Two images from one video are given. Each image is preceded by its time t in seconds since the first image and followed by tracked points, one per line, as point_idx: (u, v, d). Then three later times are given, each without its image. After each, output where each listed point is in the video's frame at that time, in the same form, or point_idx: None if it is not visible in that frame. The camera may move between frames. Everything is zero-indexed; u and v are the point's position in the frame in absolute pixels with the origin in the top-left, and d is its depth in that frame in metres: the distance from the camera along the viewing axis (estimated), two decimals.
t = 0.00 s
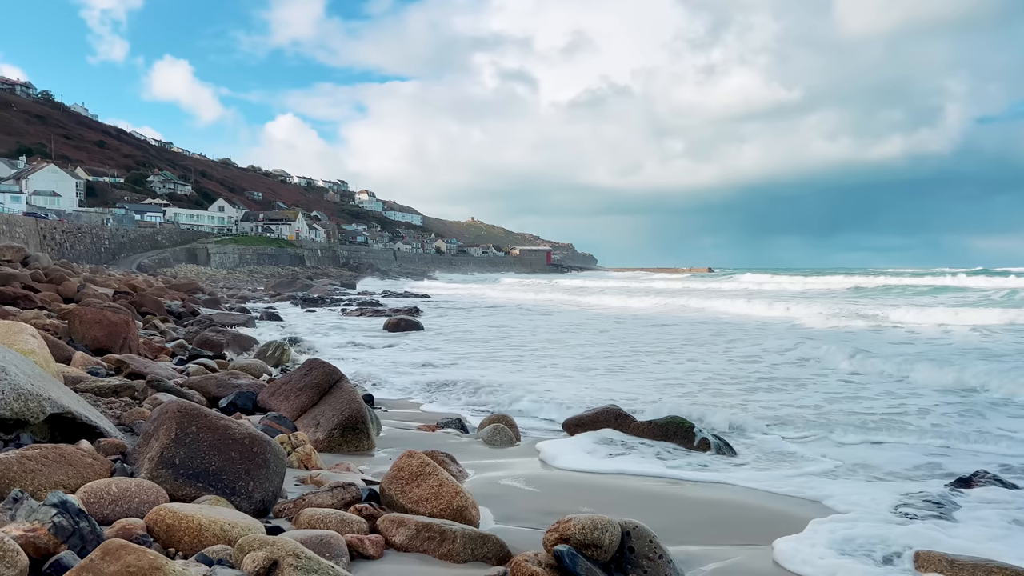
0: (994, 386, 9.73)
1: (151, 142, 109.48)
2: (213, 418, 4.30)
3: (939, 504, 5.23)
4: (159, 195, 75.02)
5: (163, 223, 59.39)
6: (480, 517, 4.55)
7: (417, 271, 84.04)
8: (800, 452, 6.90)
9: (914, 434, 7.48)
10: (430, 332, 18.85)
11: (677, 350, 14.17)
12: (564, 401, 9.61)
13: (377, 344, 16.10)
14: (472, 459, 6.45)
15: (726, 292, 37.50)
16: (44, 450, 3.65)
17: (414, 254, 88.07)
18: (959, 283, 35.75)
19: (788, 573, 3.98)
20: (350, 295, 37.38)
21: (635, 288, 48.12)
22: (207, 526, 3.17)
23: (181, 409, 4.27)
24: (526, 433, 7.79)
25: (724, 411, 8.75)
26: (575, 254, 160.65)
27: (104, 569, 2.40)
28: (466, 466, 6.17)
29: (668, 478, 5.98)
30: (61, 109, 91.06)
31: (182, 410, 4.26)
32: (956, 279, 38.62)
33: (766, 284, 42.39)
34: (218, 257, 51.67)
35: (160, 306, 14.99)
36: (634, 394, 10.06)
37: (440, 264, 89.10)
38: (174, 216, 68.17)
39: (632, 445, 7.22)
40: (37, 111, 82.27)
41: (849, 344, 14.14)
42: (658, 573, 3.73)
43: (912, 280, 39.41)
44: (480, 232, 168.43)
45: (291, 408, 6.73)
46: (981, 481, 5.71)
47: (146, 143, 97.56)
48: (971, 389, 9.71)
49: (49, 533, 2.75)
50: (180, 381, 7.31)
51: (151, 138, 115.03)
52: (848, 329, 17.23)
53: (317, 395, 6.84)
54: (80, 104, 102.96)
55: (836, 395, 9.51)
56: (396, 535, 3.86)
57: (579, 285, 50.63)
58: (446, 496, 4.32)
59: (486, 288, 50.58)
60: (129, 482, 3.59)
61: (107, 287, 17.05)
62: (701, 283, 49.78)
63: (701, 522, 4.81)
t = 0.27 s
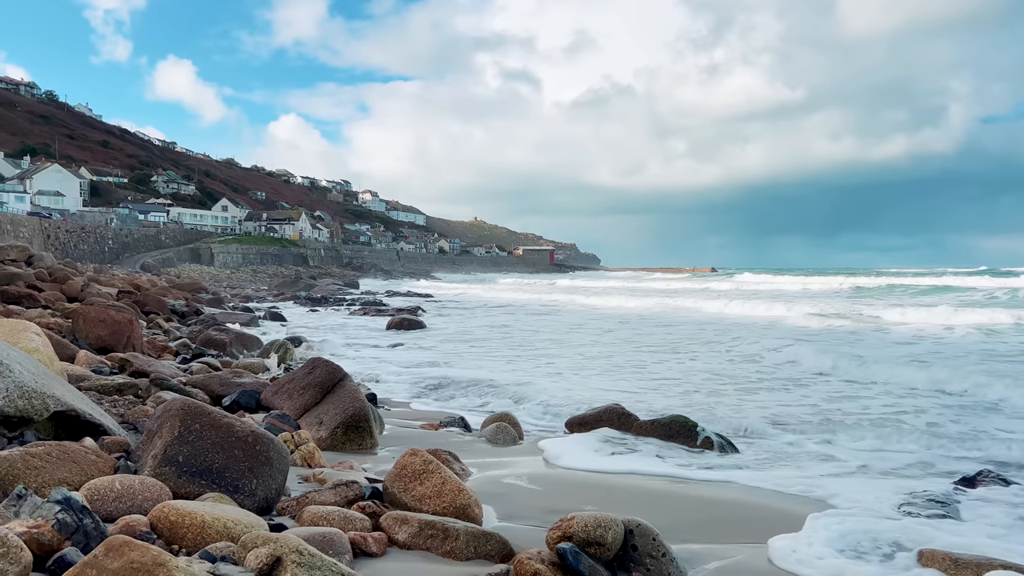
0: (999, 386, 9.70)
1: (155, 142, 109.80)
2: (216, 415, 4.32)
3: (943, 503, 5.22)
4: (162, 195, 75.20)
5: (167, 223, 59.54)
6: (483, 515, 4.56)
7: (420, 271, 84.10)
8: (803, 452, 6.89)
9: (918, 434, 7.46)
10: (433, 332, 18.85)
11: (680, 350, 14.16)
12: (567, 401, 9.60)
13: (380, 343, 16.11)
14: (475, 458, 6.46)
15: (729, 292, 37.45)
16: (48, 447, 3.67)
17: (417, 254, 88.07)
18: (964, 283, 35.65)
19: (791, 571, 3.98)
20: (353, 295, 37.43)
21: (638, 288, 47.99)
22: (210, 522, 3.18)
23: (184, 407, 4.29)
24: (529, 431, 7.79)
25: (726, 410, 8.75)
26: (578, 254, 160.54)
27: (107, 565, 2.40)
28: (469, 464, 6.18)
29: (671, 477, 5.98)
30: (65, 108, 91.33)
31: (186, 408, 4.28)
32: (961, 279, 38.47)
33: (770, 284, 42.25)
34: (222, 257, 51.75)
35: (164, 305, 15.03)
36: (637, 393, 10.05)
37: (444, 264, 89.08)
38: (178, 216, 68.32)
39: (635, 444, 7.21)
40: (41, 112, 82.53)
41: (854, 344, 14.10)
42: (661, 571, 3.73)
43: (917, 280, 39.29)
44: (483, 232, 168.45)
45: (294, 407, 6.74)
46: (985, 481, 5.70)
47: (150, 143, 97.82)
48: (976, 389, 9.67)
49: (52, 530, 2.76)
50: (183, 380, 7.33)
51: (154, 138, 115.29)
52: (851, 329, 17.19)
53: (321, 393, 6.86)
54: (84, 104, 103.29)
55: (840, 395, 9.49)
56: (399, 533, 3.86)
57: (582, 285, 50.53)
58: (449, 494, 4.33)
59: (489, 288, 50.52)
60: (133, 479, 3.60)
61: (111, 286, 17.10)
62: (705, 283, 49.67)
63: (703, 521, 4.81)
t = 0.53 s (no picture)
0: (1001, 386, 9.67)
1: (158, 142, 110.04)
2: (218, 414, 4.33)
3: (945, 502, 5.22)
4: (165, 195, 75.33)
5: (169, 223, 59.66)
6: (484, 513, 4.56)
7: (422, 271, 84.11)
8: (805, 451, 6.89)
9: (921, 433, 7.45)
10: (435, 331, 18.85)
11: (682, 349, 14.14)
12: (569, 400, 9.59)
13: (382, 342, 16.12)
14: (477, 456, 6.46)
15: (731, 292, 37.40)
16: (50, 445, 3.68)
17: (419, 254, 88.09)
18: (967, 283, 35.53)
19: (792, 569, 3.98)
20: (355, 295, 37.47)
21: (640, 287, 47.90)
22: (212, 520, 3.18)
23: (187, 405, 4.30)
24: (531, 431, 7.79)
25: (728, 410, 8.73)
26: (580, 254, 160.47)
27: (110, 562, 2.40)
28: (471, 463, 6.18)
29: (673, 476, 5.97)
30: (68, 109, 91.58)
31: (188, 406, 4.29)
32: (965, 279, 38.38)
33: (773, 284, 42.17)
34: (224, 256, 51.82)
35: (166, 305, 15.06)
36: (640, 393, 10.04)
37: (446, 264, 89.05)
38: (180, 216, 68.44)
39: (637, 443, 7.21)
40: (44, 112, 82.73)
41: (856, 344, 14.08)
42: (663, 569, 3.72)
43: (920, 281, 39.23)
44: (485, 232, 168.47)
45: (296, 405, 6.75)
46: (987, 480, 5.68)
47: (152, 143, 98.01)
48: (979, 388, 9.65)
49: (54, 527, 2.77)
50: (185, 379, 7.34)
51: (157, 138, 115.51)
52: (855, 329, 17.16)
53: (323, 392, 6.87)
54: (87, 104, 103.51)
55: (843, 394, 9.47)
56: (401, 531, 3.87)
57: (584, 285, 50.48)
58: (451, 492, 4.33)
59: (491, 288, 50.50)
60: (135, 477, 3.61)
61: (114, 286, 17.16)
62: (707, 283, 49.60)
63: (705, 520, 4.81)
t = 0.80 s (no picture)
0: (1003, 386, 9.64)
1: (160, 142, 110.11)
2: (219, 413, 4.33)
3: (946, 501, 5.21)
4: (166, 195, 75.35)
5: (171, 223, 59.70)
6: (485, 513, 4.56)
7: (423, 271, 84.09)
8: (806, 451, 6.88)
9: (922, 433, 7.44)
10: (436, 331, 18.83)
11: (683, 349, 14.12)
12: (570, 400, 9.58)
13: (383, 342, 16.11)
14: (478, 456, 6.46)
15: (733, 292, 37.35)
16: (51, 445, 3.68)
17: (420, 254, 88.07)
18: (969, 283, 35.46)
19: (793, 569, 3.98)
20: (356, 295, 37.47)
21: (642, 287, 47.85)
22: (213, 519, 3.19)
23: (187, 405, 4.30)
24: (532, 431, 7.79)
25: (730, 410, 8.72)
26: (581, 254, 160.38)
27: (110, 561, 2.40)
28: (471, 463, 6.18)
29: (674, 476, 5.97)
30: (69, 109, 91.68)
31: (189, 405, 4.29)
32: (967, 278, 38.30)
33: (775, 284, 42.08)
34: (225, 256, 51.80)
35: (167, 304, 15.07)
36: (641, 393, 10.03)
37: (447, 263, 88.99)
38: (182, 215, 68.47)
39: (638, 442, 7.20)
40: (45, 112, 82.80)
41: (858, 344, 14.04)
42: (663, 569, 3.72)
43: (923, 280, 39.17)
44: (487, 232, 168.38)
45: (297, 405, 6.76)
46: (989, 480, 5.67)
47: (154, 143, 98.07)
48: (981, 388, 9.63)
49: (55, 526, 2.78)
50: (186, 378, 7.35)
51: (158, 138, 115.58)
52: (856, 329, 17.12)
53: (323, 392, 6.87)
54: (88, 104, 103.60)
55: (844, 394, 9.45)
56: (401, 530, 3.87)
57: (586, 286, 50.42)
58: (451, 492, 4.33)
59: (492, 288, 50.44)
60: (136, 477, 3.61)
61: (115, 285, 17.16)
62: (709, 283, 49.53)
63: (706, 520, 4.80)
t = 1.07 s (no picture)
0: (1005, 387, 9.62)
1: (161, 142, 110.15)
2: (220, 413, 4.33)
3: (948, 501, 5.20)
4: (167, 195, 75.35)
5: (171, 223, 59.72)
6: (486, 513, 4.57)
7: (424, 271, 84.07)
8: (807, 451, 6.88)
9: (923, 433, 7.43)
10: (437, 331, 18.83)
11: (684, 350, 14.10)
12: (571, 400, 9.58)
13: (383, 342, 16.10)
14: (479, 456, 6.46)
15: (734, 292, 37.31)
16: (52, 445, 3.68)
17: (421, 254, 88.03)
18: (971, 283, 35.40)
19: (794, 569, 3.98)
20: (357, 295, 37.41)
21: (644, 288, 47.84)
22: (214, 519, 3.19)
23: (188, 404, 4.31)
24: (532, 430, 7.79)
25: (730, 410, 8.72)
26: (582, 254, 160.43)
27: (111, 561, 2.39)
28: (471, 462, 6.18)
29: (675, 475, 5.97)
30: (70, 108, 91.69)
31: (190, 405, 4.30)
32: (969, 278, 38.27)
33: (776, 284, 42.04)
34: (225, 256, 51.80)
35: (168, 304, 15.07)
36: (641, 393, 10.03)
37: (448, 263, 88.97)
38: (182, 215, 68.47)
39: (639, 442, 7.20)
40: (46, 111, 82.82)
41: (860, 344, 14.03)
42: (664, 569, 3.72)
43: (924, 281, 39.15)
44: (487, 232, 168.40)
45: (298, 405, 6.76)
46: (990, 480, 5.66)
47: (154, 143, 98.11)
48: (982, 389, 9.61)
49: (56, 526, 2.78)
50: (187, 378, 7.35)
51: (159, 138, 115.54)
52: (857, 329, 17.09)
53: (324, 392, 6.88)
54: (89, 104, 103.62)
55: (845, 394, 9.45)
56: (402, 530, 3.87)
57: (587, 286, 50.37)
58: (452, 492, 4.33)
59: (494, 288, 50.48)
60: (137, 476, 3.62)
61: (116, 285, 17.15)
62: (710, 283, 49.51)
63: (707, 520, 4.80)
